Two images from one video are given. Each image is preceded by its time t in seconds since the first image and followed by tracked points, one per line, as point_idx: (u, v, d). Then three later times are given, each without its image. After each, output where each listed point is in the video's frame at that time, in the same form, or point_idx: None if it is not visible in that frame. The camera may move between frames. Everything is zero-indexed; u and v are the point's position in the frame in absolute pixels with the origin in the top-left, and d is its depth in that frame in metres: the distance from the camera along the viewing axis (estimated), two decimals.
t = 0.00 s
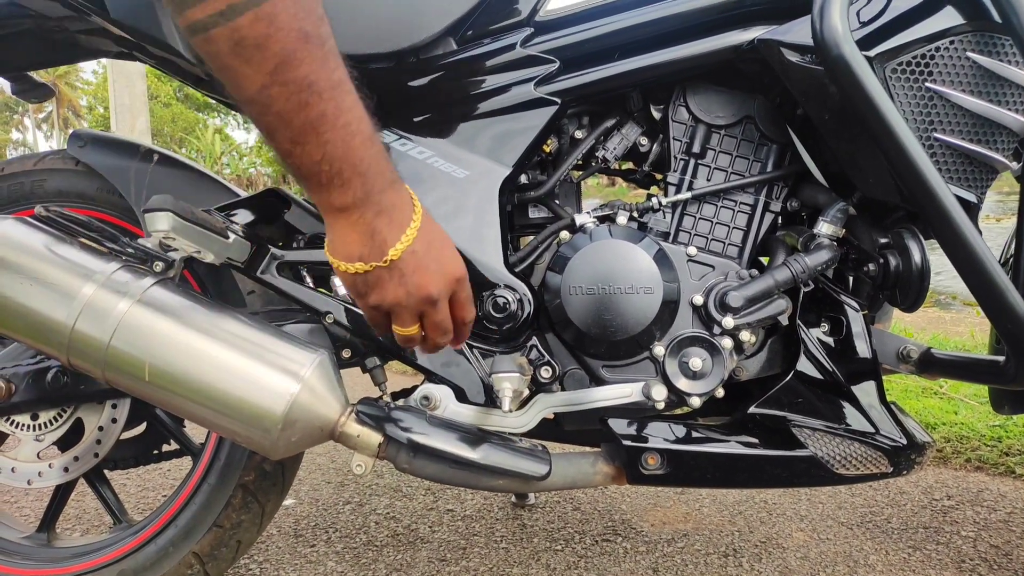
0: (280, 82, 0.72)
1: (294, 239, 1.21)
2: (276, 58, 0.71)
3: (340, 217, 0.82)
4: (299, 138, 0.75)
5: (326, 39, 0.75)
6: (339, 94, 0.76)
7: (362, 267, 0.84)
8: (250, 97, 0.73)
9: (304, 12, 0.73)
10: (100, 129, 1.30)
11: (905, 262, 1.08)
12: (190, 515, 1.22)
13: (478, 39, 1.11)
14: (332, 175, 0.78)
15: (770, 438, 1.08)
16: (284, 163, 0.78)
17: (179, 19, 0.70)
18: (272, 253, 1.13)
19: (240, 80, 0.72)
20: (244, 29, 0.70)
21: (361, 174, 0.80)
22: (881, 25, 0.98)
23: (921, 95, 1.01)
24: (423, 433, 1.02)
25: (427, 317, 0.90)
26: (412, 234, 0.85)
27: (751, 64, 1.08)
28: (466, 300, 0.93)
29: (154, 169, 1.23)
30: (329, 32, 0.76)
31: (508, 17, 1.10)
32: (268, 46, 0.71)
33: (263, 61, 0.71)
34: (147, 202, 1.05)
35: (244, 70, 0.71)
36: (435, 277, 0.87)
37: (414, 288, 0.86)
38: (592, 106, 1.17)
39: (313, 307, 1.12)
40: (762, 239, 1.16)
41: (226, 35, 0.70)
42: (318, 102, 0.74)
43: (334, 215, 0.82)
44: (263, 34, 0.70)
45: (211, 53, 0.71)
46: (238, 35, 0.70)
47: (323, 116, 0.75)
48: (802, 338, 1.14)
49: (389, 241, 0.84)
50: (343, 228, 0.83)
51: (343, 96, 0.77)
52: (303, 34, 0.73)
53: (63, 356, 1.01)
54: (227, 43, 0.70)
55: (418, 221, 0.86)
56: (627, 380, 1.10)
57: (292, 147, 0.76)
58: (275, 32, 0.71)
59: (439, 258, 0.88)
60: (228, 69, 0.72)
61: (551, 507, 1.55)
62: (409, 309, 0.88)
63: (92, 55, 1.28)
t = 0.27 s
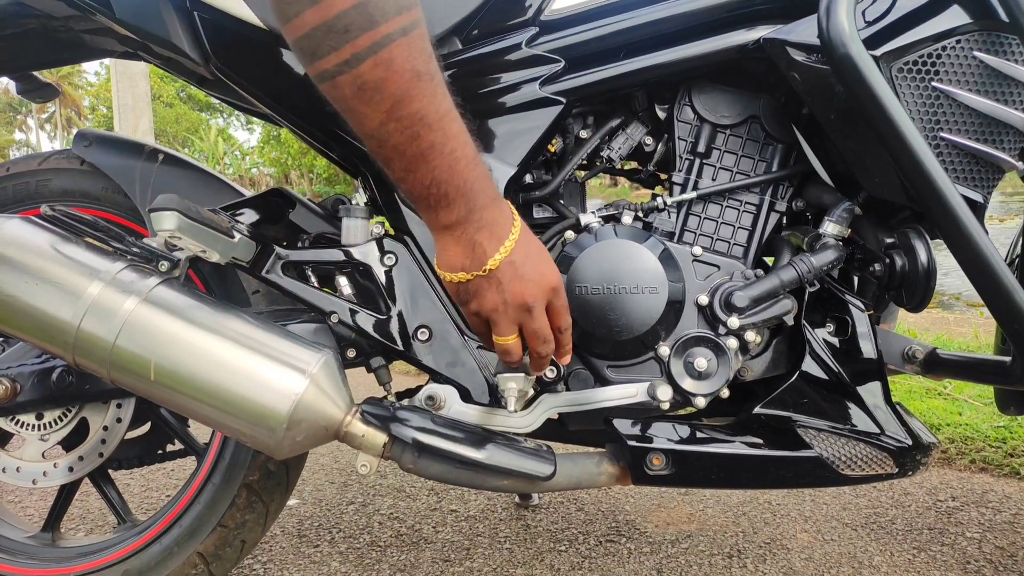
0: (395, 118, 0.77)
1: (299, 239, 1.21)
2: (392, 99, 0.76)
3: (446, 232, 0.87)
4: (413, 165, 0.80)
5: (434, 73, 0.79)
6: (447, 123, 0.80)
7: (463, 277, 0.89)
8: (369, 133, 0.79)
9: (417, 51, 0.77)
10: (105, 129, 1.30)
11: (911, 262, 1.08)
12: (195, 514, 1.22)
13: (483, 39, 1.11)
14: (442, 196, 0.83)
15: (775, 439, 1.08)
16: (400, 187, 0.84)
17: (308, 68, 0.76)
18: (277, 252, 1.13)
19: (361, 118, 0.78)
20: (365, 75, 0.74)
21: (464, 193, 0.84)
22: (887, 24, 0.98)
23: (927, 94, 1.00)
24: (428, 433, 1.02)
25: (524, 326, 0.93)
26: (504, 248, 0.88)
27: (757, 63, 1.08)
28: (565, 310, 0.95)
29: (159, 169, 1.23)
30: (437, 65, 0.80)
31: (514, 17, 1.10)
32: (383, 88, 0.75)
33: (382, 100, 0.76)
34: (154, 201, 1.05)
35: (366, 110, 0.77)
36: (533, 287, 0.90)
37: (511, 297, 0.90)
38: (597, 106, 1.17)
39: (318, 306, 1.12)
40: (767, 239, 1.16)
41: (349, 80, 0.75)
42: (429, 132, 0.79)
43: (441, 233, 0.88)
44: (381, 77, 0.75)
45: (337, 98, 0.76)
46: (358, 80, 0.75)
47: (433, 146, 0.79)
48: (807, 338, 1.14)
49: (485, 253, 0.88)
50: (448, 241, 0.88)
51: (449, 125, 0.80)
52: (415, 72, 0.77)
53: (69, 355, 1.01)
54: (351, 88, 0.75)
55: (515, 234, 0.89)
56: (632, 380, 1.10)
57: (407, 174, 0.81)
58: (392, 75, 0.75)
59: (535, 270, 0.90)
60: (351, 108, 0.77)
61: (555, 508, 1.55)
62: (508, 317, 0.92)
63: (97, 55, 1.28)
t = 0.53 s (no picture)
0: (374, 149, 0.77)
1: (301, 237, 1.22)
2: (372, 129, 0.76)
3: (419, 262, 0.88)
4: (388, 195, 0.80)
5: (418, 106, 0.79)
6: (427, 156, 0.80)
7: (433, 305, 0.90)
8: (349, 160, 0.79)
9: (402, 82, 0.77)
10: (107, 127, 1.30)
11: (913, 260, 1.07)
12: (198, 512, 1.22)
13: (484, 37, 1.11)
14: (415, 227, 0.83)
15: (777, 437, 1.08)
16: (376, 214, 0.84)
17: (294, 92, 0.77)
18: (278, 250, 1.13)
19: (342, 145, 0.78)
20: (348, 104, 0.75)
21: (439, 225, 0.84)
22: (890, 20, 0.98)
23: (929, 92, 1.00)
24: (430, 431, 1.02)
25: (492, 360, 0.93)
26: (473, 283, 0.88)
27: (759, 61, 1.07)
28: (535, 346, 0.96)
29: (161, 167, 1.23)
30: (422, 97, 0.80)
31: (515, 15, 1.10)
32: (366, 117, 0.76)
33: (363, 130, 0.76)
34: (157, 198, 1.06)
35: (347, 138, 0.77)
36: (501, 323, 0.90)
37: (478, 330, 0.90)
38: (599, 104, 1.17)
39: (320, 304, 1.12)
40: (769, 237, 1.16)
41: (332, 109, 0.75)
42: (407, 164, 0.79)
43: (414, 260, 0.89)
44: (363, 108, 0.75)
45: (321, 123, 0.77)
46: (342, 110, 0.75)
47: (409, 178, 0.79)
48: (809, 335, 1.14)
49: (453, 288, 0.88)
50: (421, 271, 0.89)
51: (430, 156, 0.80)
52: (398, 104, 0.77)
53: (71, 353, 1.01)
54: (334, 115, 0.76)
55: (488, 269, 0.89)
56: (634, 378, 1.10)
57: (383, 202, 0.81)
58: (375, 105, 0.75)
59: (504, 306, 0.90)
60: (333, 135, 0.78)
61: (556, 506, 1.55)
62: (474, 350, 0.92)
63: (98, 54, 1.28)
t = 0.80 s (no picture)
0: (360, 167, 0.76)
1: (305, 238, 1.22)
2: (356, 147, 0.75)
3: (412, 273, 0.87)
4: (376, 211, 0.80)
5: (402, 121, 0.78)
6: (414, 171, 0.79)
7: (428, 316, 0.90)
8: (334, 179, 0.78)
9: (386, 99, 0.76)
10: (111, 129, 1.30)
11: (917, 261, 1.07)
12: (201, 512, 1.22)
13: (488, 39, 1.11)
14: (404, 241, 0.83)
15: (781, 438, 1.08)
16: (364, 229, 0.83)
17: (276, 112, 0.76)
18: (282, 251, 1.13)
19: (326, 163, 0.77)
20: (331, 123, 0.74)
21: (429, 238, 0.84)
22: (894, 22, 0.98)
23: (933, 93, 1.00)
24: (434, 432, 1.03)
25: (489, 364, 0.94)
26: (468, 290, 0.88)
27: (763, 63, 1.07)
28: (533, 345, 0.96)
29: (165, 169, 1.24)
30: (405, 111, 0.79)
31: (519, 17, 1.10)
32: (349, 136, 0.75)
33: (347, 149, 0.75)
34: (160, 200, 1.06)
35: (331, 157, 0.76)
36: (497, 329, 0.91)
37: (475, 337, 0.90)
38: (602, 105, 1.17)
39: (324, 306, 1.12)
40: (773, 238, 1.16)
41: (315, 129, 0.74)
42: (394, 180, 0.78)
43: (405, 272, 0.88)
44: (346, 128, 0.74)
45: (305, 143, 0.76)
46: (325, 129, 0.74)
47: (397, 193, 0.79)
48: (813, 337, 1.14)
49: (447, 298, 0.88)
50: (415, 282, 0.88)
51: (416, 171, 0.79)
52: (382, 122, 0.76)
53: (75, 354, 1.01)
54: (317, 135, 0.75)
55: (481, 273, 0.89)
56: (638, 379, 1.10)
57: (371, 218, 0.81)
58: (357, 125, 0.74)
59: (500, 313, 0.90)
60: (317, 154, 0.77)
61: (559, 507, 1.55)
62: (473, 357, 0.92)
63: (103, 55, 1.28)
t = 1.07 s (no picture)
0: (370, 179, 0.76)
1: (305, 234, 1.21)
2: (367, 159, 0.75)
3: (421, 290, 0.87)
4: (386, 225, 0.79)
5: (414, 134, 0.77)
6: (425, 184, 0.79)
7: (438, 336, 0.90)
8: (344, 192, 0.77)
9: (397, 111, 0.75)
10: (112, 125, 1.30)
11: (919, 258, 1.07)
12: (202, 509, 1.22)
13: (489, 35, 1.11)
14: (416, 255, 0.82)
15: (782, 435, 1.08)
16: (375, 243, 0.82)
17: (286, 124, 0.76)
18: (283, 248, 1.13)
19: (336, 176, 0.76)
20: (342, 135, 0.73)
21: (441, 253, 0.83)
22: (896, 17, 0.97)
23: (936, 89, 1.00)
24: (435, 428, 1.03)
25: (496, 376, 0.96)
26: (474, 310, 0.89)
27: (765, 59, 1.07)
28: (540, 362, 0.98)
29: (165, 165, 1.24)
30: (417, 124, 0.78)
31: (520, 13, 1.10)
32: (359, 146, 0.74)
33: (357, 161, 0.75)
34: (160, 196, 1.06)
35: (341, 168, 0.75)
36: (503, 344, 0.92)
37: (485, 358, 0.92)
38: (603, 102, 1.17)
39: (325, 302, 1.12)
40: (774, 234, 1.16)
41: (325, 139, 0.73)
42: (404, 194, 0.77)
43: (414, 290, 0.87)
44: (357, 138, 0.73)
45: (315, 155, 0.75)
46: (335, 140, 0.73)
47: (408, 207, 0.78)
48: (814, 333, 1.14)
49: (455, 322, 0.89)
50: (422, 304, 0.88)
51: (427, 184, 0.79)
52: (393, 134, 0.75)
53: (76, 350, 1.01)
54: (327, 146, 0.74)
55: (492, 296, 0.89)
56: (639, 376, 1.10)
57: (381, 232, 0.80)
58: (369, 135, 0.74)
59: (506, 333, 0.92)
60: (327, 165, 0.76)
61: (560, 504, 1.55)
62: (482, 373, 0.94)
63: (103, 52, 1.28)
